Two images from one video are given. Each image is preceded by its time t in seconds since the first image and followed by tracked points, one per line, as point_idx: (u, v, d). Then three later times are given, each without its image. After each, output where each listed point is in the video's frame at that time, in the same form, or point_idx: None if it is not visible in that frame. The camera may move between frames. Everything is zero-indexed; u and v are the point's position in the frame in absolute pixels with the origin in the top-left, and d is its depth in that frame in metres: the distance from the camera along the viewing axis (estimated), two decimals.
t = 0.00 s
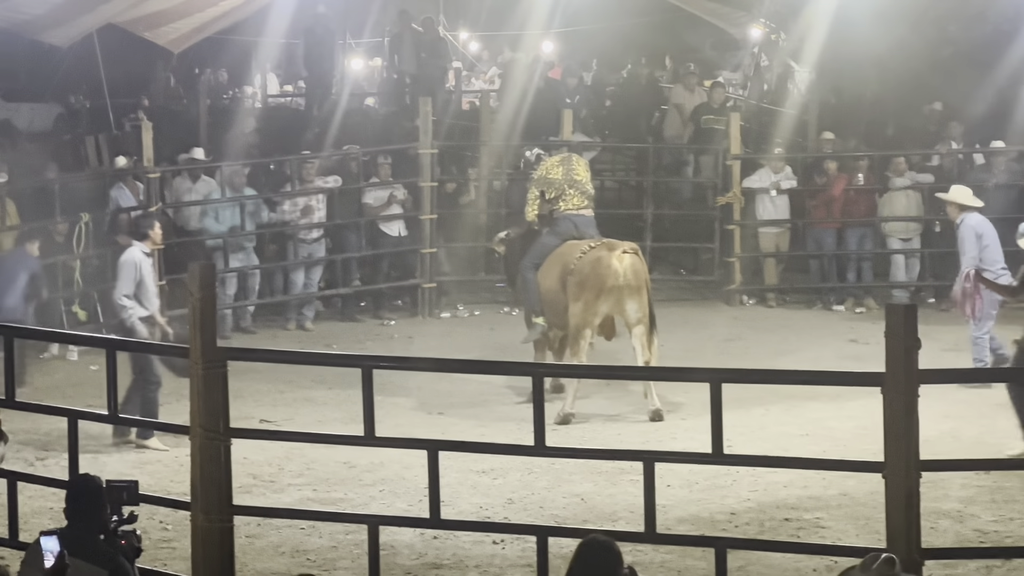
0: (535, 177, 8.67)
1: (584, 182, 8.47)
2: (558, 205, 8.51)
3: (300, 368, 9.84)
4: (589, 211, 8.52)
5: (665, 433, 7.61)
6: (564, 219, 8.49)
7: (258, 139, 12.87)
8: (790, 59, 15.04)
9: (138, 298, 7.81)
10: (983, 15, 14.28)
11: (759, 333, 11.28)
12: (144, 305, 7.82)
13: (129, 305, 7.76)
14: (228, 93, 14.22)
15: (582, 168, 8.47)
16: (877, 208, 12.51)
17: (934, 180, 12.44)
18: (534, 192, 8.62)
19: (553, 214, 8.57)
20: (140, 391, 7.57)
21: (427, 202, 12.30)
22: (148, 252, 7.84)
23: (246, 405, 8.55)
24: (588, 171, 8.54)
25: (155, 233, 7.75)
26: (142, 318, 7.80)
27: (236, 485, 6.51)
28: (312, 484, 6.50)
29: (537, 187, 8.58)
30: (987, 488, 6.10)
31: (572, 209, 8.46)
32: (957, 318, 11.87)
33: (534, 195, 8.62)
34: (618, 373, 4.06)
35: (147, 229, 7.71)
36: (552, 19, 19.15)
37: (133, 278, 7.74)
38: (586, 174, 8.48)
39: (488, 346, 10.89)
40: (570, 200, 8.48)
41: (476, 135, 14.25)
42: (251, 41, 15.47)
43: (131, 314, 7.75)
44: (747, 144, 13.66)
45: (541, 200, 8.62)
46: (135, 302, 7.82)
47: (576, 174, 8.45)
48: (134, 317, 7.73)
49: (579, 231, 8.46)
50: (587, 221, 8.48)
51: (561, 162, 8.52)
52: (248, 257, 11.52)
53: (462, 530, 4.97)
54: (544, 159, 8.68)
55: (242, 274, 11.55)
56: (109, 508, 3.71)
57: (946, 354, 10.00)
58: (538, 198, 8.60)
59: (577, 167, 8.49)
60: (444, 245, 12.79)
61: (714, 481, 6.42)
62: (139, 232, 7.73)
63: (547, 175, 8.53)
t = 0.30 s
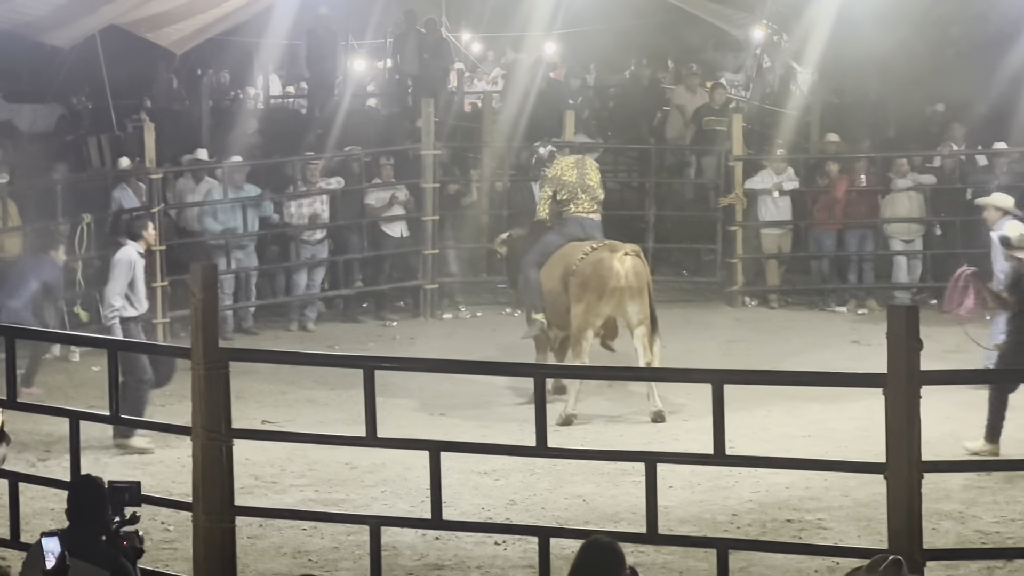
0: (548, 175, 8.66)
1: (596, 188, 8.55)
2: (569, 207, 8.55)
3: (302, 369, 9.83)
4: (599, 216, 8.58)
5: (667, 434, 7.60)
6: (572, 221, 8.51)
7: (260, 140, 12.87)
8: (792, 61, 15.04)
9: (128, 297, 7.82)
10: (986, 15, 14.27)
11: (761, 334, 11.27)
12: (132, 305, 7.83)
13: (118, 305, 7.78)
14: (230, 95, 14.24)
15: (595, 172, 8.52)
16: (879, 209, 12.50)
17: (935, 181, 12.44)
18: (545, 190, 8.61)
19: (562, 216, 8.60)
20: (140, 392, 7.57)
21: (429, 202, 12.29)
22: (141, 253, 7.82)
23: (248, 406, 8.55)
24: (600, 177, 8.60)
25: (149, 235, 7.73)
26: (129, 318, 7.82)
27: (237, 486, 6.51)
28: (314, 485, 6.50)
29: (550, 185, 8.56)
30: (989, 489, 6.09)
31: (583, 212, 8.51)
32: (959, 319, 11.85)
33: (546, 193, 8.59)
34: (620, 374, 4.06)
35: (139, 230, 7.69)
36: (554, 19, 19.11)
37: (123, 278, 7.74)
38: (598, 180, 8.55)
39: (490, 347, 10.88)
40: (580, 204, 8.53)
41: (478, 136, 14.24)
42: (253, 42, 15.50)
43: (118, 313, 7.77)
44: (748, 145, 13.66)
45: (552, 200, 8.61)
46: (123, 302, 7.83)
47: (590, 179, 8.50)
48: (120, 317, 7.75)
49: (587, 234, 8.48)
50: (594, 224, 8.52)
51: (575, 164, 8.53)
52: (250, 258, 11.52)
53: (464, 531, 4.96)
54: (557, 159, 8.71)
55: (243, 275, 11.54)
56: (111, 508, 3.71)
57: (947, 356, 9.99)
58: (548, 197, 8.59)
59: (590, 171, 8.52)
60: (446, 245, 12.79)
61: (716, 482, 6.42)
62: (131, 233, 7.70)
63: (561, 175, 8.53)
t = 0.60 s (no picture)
0: (546, 180, 8.66)
1: (596, 194, 8.56)
2: (570, 213, 8.54)
3: (300, 371, 9.82)
4: (600, 221, 8.59)
5: (666, 436, 7.60)
6: (574, 226, 8.52)
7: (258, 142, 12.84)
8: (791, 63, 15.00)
9: (122, 306, 7.87)
10: (983, 18, 14.42)
11: (760, 337, 11.27)
12: (126, 313, 7.86)
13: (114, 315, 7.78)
14: (229, 96, 14.25)
15: (596, 177, 8.53)
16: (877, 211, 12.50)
17: (934, 183, 12.45)
18: (545, 194, 8.59)
19: (563, 221, 8.59)
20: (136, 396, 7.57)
21: (427, 204, 12.28)
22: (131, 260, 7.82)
23: (246, 409, 8.54)
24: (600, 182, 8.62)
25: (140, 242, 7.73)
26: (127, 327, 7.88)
27: (236, 489, 6.50)
28: (313, 487, 6.49)
29: (551, 189, 8.55)
30: (986, 491, 6.09)
31: (584, 217, 8.50)
32: (958, 321, 11.85)
33: (547, 196, 8.57)
34: (618, 376, 4.06)
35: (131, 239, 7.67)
36: (553, 21, 19.12)
37: (119, 288, 7.75)
38: (598, 185, 8.56)
39: (489, 349, 10.87)
40: (581, 209, 8.52)
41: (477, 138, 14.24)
42: (251, 43, 15.50)
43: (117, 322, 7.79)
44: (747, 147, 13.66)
45: (552, 204, 8.59)
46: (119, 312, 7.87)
47: (590, 185, 8.52)
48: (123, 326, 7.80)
49: (587, 238, 8.50)
50: (593, 228, 8.53)
51: (575, 168, 8.53)
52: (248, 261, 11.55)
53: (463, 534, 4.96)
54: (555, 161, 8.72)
55: (241, 277, 11.56)
56: (110, 511, 3.70)
57: (945, 358, 9.99)
58: (549, 200, 8.58)
59: (590, 176, 8.53)
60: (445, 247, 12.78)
61: (715, 485, 6.42)
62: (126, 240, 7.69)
63: (561, 180, 8.53)
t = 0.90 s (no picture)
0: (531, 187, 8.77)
1: (581, 196, 8.59)
2: (558, 217, 8.56)
3: (296, 373, 9.83)
4: (591, 222, 8.57)
5: (661, 438, 7.61)
6: (566, 230, 8.51)
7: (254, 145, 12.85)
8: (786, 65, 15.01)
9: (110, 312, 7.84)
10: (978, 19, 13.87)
11: (755, 338, 11.30)
12: (115, 317, 7.84)
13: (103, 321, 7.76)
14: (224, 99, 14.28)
15: (579, 179, 8.62)
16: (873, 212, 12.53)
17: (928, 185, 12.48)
18: (530, 202, 8.76)
19: (553, 225, 8.61)
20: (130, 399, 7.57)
21: (423, 206, 12.29)
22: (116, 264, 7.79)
23: (242, 411, 8.55)
24: (586, 185, 8.67)
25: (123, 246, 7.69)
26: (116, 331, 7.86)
27: (232, 491, 6.51)
28: (308, 489, 6.50)
29: (535, 198, 8.70)
30: (981, 492, 6.11)
31: (574, 219, 8.50)
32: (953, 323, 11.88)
33: (533, 205, 8.74)
34: (613, 379, 4.07)
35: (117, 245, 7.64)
36: (548, 24, 19.13)
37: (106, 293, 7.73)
38: (582, 188, 8.61)
39: (485, 351, 10.87)
40: (569, 212, 8.53)
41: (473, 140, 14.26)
42: (247, 46, 15.51)
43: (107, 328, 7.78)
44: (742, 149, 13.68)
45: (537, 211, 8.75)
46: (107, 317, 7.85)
47: (574, 188, 8.58)
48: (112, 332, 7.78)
49: (580, 241, 8.50)
50: (587, 231, 8.53)
51: (557, 173, 8.64)
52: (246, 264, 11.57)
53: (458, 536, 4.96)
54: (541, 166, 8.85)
55: (239, 280, 11.58)
56: (107, 514, 3.70)
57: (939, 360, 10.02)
58: (534, 209, 8.76)
59: (574, 178, 8.62)
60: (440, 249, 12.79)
61: (710, 486, 6.43)
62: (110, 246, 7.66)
63: (544, 187, 8.65)
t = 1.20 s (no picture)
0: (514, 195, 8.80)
1: (563, 199, 8.61)
2: (543, 222, 8.61)
3: (289, 376, 9.81)
4: (577, 224, 8.63)
5: (655, 441, 7.62)
6: (553, 234, 8.56)
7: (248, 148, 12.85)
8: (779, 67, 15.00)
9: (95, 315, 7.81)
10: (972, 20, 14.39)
11: (749, 341, 11.31)
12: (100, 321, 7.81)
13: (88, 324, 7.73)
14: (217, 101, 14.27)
15: (558, 184, 8.62)
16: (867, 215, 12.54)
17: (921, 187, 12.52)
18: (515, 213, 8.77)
19: (539, 230, 8.65)
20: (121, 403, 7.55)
21: (416, 209, 12.29)
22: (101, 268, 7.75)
23: (235, 414, 8.53)
24: (565, 186, 8.66)
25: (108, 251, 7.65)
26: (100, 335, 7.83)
27: (226, 495, 6.49)
28: (302, 492, 6.49)
29: (518, 206, 8.73)
30: (975, 494, 6.12)
31: (559, 223, 8.56)
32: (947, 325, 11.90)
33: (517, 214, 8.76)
34: (607, 382, 4.07)
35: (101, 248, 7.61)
36: (541, 26, 19.14)
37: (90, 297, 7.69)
38: (563, 190, 8.62)
39: (478, 354, 10.87)
40: (552, 216, 8.58)
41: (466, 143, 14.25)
42: (239, 49, 15.49)
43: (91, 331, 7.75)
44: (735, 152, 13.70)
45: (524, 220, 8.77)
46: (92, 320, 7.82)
47: (553, 192, 8.59)
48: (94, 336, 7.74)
49: (569, 245, 8.56)
50: (575, 232, 8.59)
51: (536, 178, 8.64)
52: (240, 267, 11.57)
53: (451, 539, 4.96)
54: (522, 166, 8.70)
55: (233, 283, 11.59)
56: (100, 518, 3.69)
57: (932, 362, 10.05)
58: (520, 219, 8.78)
59: (553, 182, 8.62)
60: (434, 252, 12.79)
61: (704, 489, 6.43)
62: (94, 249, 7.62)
63: (526, 195, 8.68)
